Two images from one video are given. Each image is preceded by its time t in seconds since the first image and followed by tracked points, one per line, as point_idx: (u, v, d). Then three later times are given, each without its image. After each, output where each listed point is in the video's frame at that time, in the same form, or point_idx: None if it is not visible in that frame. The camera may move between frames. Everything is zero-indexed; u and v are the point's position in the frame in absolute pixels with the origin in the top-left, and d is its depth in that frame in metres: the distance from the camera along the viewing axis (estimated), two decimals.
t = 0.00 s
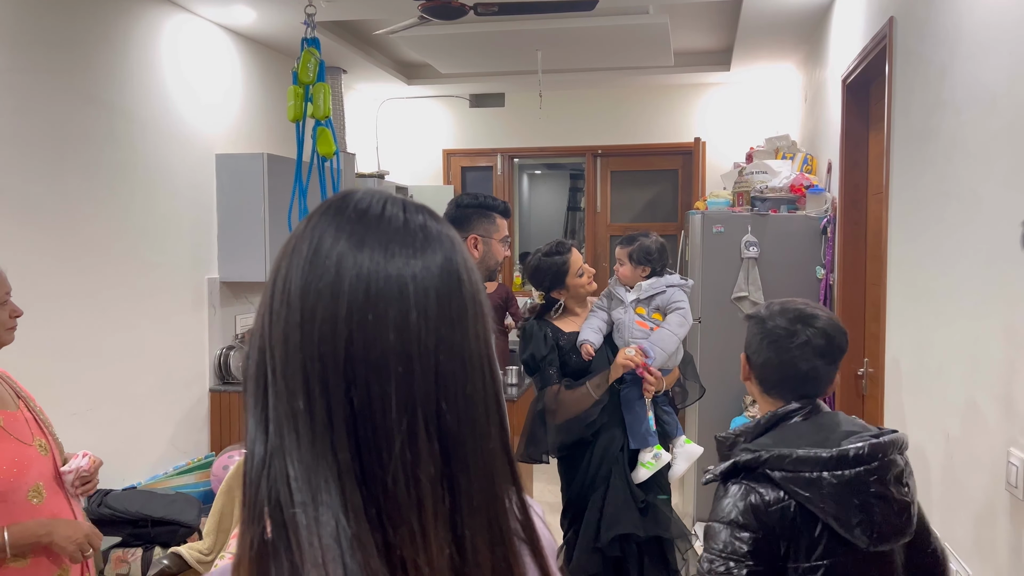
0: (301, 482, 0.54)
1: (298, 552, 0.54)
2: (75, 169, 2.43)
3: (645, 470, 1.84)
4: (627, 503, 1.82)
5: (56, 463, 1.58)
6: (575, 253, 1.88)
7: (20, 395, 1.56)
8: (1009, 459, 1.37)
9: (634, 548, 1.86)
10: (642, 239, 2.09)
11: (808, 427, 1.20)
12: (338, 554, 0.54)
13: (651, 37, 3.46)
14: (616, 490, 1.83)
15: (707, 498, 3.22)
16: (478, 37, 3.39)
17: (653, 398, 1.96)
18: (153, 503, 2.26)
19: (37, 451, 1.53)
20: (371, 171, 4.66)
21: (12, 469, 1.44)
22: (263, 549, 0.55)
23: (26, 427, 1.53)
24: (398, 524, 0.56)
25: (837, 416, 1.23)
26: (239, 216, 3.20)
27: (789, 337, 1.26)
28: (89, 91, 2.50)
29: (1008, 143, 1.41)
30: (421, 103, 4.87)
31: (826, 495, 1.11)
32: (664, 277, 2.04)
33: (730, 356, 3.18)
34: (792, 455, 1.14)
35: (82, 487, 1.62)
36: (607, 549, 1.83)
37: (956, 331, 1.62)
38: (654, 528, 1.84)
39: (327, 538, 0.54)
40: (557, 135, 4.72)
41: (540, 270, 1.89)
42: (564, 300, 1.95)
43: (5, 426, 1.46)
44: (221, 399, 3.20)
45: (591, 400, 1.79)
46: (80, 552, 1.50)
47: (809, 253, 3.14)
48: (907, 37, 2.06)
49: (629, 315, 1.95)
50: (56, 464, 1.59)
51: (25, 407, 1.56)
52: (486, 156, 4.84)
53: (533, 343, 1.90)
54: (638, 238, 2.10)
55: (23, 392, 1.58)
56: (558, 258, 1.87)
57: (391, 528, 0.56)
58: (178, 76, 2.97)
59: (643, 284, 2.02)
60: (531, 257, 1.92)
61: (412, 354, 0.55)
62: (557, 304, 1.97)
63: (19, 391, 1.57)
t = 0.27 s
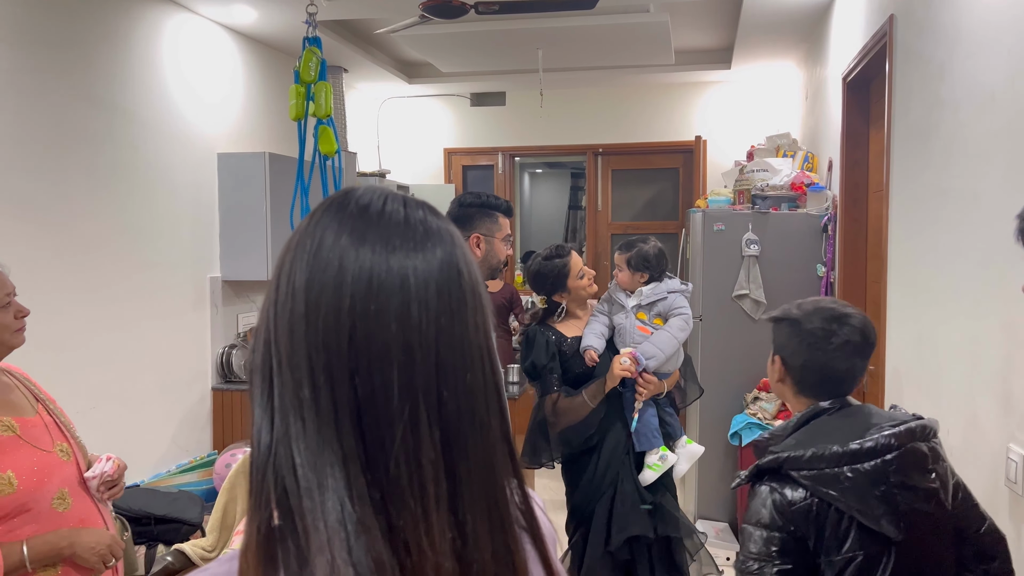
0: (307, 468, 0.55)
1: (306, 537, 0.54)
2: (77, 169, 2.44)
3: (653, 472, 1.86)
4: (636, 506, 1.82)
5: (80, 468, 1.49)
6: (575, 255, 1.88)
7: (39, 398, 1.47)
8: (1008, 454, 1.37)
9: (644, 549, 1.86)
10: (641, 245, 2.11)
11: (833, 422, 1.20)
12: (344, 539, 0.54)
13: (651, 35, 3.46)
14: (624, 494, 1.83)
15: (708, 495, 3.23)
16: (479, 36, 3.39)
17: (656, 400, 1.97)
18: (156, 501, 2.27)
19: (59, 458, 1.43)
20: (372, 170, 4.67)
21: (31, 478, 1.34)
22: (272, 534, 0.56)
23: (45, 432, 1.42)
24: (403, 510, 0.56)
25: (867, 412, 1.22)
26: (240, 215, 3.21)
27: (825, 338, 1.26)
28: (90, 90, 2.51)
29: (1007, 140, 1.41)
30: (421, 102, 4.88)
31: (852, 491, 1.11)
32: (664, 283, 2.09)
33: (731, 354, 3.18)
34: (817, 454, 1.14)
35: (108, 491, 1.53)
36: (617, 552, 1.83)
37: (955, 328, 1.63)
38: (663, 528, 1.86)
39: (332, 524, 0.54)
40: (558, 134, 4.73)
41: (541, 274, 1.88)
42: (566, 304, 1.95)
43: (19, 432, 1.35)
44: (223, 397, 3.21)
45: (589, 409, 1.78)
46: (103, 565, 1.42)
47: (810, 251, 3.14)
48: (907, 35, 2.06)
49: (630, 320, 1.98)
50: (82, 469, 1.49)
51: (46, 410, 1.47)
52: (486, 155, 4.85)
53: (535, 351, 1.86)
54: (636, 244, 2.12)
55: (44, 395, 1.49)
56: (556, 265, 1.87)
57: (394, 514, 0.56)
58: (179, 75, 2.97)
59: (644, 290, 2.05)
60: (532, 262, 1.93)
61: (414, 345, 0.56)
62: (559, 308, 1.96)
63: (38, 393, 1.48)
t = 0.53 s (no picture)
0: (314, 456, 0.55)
1: (313, 525, 0.55)
2: (82, 168, 2.45)
3: (657, 461, 1.87)
4: (643, 493, 1.83)
5: (99, 474, 1.50)
6: (569, 243, 1.92)
7: (61, 400, 1.51)
8: (1010, 450, 1.38)
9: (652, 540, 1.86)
10: (642, 231, 2.11)
11: (888, 406, 1.33)
12: (350, 527, 0.55)
13: (654, 32, 3.46)
14: (631, 481, 1.83)
15: (712, 492, 3.23)
16: (483, 34, 3.40)
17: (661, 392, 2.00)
18: (161, 498, 2.28)
19: (78, 463, 1.45)
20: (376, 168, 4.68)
21: (46, 488, 1.36)
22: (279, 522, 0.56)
23: (65, 438, 1.45)
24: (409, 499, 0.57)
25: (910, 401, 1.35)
26: (245, 213, 3.22)
27: (894, 332, 1.37)
28: (96, 89, 2.53)
29: (1009, 136, 1.41)
30: (425, 100, 4.88)
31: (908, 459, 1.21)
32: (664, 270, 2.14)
33: (735, 351, 3.19)
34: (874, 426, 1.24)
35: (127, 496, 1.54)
36: (625, 543, 1.82)
37: (958, 324, 1.63)
38: (670, 515, 1.86)
39: (338, 510, 0.54)
40: (561, 132, 4.73)
41: (536, 262, 1.94)
42: (566, 291, 1.97)
43: (36, 441, 1.37)
44: (229, 394, 3.23)
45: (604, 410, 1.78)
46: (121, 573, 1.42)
47: (814, 249, 3.12)
48: (910, 31, 2.06)
49: (632, 308, 1.95)
50: (101, 474, 1.52)
51: (68, 413, 1.51)
52: (490, 153, 4.85)
53: (542, 341, 1.87)
54: (636, 231, 2.12)
55: (68, 397, 1.53)
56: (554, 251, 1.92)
57: (398, 502, 0.57)
58: (182, 73, 2.98)
59: (645, 277, 2.08)
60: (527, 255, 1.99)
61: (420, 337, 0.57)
62: (560, 296, 1.99)
63: (61, 396, 1.51)
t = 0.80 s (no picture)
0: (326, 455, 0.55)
1: (325, 523, 0.55)
2: (86, 167, 2.46)
3: (656, 466, 1.88)
4: (641, 499, 1.83)
5: (134, 478, 1.49)
6: (574, 247, 1.92)
7: (105, 401, 1.52)
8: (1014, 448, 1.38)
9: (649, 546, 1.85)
10: (647, 242, 2.08)
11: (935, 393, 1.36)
12: (362, 526, 0.55)
13: (658, 29, 3.45)
14: (629, 487, 1.83)
15: (715, 490, 3.23)
16: (486, 32, 3.40)
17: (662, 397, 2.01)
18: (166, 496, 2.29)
19: (117, 467, 1.45)
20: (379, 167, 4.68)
21: (83, 491, 1.36)
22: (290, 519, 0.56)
23: (105, 440, 1.45)
24: (421, 495, 0.57)
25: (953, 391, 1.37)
26: (248, 212, 3.23)
27: (950, 325, 1.35)
28: (101, 89, 2.53)
29: (1014, 133, 1.41)
30: (428, 98, 4.88)
31: (944, 437, 1.27)
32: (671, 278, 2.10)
33: (738, 349, 3.18)
34: (913, 407, 1.31)
35: (163, 502, 1.51)
36: (621, 546, 1.83)
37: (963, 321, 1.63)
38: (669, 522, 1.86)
39: (348, 509, 0.55)
40: (564, 129, 4.72)
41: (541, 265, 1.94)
42: (568, 297, 1.96)
43: (77, 443, 1.38)
44: (232, 393, 3.23)
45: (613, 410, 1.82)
46: None
47: (818, 246, 3.12)
48: (914, 27, 2.05)
49: (636, 314, 1.96)
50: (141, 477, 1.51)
51: (111, 413, 1.52)
52: (493, 151, 4.85)
53: (548, 344, 1.87)
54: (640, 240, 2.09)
55: (112, 397, 1.54)
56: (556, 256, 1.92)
57: (408, 502, 0.57)
58: (186, 73, 2.98)
59: (651, 286, 2.05)
60: (532, 256, 1.99)
61: (434, 335, 0.57)
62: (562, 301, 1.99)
63: (105, 396, 1.53)
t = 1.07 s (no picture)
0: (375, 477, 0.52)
1: (385, 551, 0.51)
2: (89, 167, 2.47)
3: (659, 449, 1.87)
4: (642, 486, 1.83)
5: (188, 464, 1.50)
6: (566, 233, 1.91)
7: (156, 393, 1.55)
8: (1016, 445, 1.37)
9: (648, 533, 1.86)
10: (649, 226, 2.10)
11: (963, 398, 1.24)
12: (425, 548, 0.51)
13: (660, 27, 3.44)
14: (631, 474, 1.84)
15: (718, 489, 3.22)
16: (487, 30, 3.39)
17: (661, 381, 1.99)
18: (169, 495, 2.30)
19: (170, 452, 1.47)
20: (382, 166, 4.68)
21: (141, 472, 1.39)
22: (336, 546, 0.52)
23: (158, 428, 1.47)
24: (474, 510, 0.54)
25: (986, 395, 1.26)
26: (250, 211, 3.23)
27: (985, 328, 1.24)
28: (103, 89, 2.54)
29: (1016, 128, 1.40)
30: (430, 97, 4.88)
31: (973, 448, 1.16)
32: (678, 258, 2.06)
33: (741, 347, 3.18)
34: (945, 417, 1.19)
35: (217, 487, 1.53)
36: (622, 533, 1.84)
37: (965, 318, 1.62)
38: (669, 510, 1.86)
39: (412, 529, 0.51)
40: (566, 128, 4.72)
41: (534, 251, 1.96)
42: (567, 281, 1.97)
43: (134, 427, 1.41)
44: (235, 392, 3.24)
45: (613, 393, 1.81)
46: (206, 563, 1.40)
47: (821, 243, 3.11)
48: (917, 24, 2.05)
49: (641, 296, 1.97)
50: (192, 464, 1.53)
51: (160, 405, 1.54)
52: (495, 150, 4.85)
53: (549, 326, 1.89)
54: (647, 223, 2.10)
55: (162, 390, 1.57)
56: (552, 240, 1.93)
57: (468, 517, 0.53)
58: (189, 72, 2.99)
59: (656, 265, 2.03)
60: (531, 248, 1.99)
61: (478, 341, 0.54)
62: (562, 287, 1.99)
63: (156, 389, 1.56)
